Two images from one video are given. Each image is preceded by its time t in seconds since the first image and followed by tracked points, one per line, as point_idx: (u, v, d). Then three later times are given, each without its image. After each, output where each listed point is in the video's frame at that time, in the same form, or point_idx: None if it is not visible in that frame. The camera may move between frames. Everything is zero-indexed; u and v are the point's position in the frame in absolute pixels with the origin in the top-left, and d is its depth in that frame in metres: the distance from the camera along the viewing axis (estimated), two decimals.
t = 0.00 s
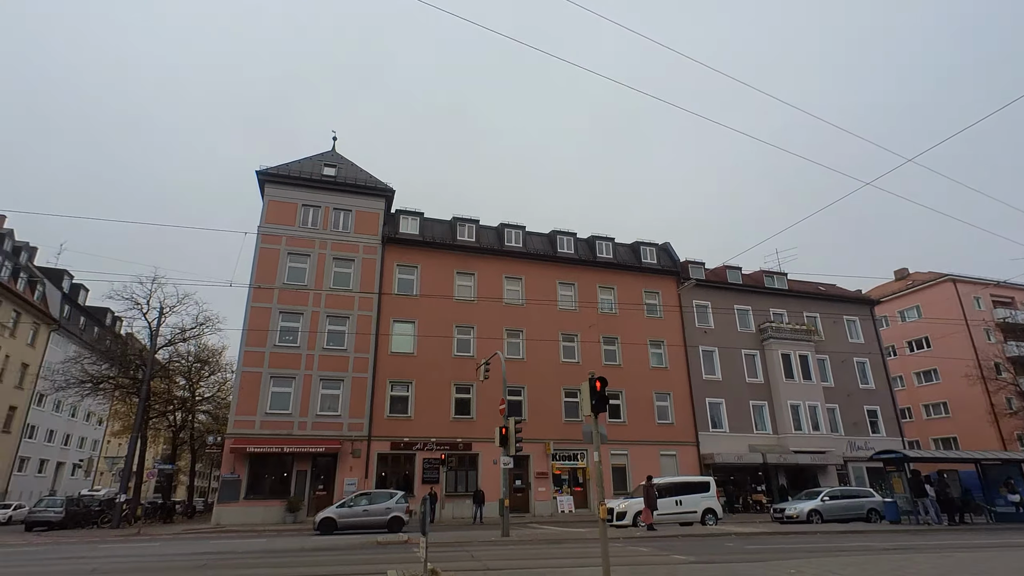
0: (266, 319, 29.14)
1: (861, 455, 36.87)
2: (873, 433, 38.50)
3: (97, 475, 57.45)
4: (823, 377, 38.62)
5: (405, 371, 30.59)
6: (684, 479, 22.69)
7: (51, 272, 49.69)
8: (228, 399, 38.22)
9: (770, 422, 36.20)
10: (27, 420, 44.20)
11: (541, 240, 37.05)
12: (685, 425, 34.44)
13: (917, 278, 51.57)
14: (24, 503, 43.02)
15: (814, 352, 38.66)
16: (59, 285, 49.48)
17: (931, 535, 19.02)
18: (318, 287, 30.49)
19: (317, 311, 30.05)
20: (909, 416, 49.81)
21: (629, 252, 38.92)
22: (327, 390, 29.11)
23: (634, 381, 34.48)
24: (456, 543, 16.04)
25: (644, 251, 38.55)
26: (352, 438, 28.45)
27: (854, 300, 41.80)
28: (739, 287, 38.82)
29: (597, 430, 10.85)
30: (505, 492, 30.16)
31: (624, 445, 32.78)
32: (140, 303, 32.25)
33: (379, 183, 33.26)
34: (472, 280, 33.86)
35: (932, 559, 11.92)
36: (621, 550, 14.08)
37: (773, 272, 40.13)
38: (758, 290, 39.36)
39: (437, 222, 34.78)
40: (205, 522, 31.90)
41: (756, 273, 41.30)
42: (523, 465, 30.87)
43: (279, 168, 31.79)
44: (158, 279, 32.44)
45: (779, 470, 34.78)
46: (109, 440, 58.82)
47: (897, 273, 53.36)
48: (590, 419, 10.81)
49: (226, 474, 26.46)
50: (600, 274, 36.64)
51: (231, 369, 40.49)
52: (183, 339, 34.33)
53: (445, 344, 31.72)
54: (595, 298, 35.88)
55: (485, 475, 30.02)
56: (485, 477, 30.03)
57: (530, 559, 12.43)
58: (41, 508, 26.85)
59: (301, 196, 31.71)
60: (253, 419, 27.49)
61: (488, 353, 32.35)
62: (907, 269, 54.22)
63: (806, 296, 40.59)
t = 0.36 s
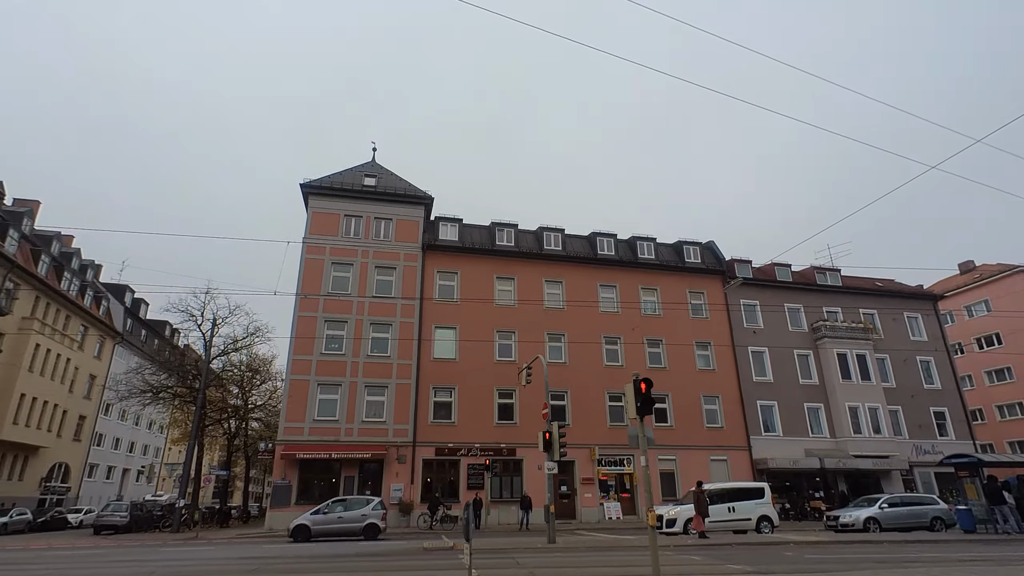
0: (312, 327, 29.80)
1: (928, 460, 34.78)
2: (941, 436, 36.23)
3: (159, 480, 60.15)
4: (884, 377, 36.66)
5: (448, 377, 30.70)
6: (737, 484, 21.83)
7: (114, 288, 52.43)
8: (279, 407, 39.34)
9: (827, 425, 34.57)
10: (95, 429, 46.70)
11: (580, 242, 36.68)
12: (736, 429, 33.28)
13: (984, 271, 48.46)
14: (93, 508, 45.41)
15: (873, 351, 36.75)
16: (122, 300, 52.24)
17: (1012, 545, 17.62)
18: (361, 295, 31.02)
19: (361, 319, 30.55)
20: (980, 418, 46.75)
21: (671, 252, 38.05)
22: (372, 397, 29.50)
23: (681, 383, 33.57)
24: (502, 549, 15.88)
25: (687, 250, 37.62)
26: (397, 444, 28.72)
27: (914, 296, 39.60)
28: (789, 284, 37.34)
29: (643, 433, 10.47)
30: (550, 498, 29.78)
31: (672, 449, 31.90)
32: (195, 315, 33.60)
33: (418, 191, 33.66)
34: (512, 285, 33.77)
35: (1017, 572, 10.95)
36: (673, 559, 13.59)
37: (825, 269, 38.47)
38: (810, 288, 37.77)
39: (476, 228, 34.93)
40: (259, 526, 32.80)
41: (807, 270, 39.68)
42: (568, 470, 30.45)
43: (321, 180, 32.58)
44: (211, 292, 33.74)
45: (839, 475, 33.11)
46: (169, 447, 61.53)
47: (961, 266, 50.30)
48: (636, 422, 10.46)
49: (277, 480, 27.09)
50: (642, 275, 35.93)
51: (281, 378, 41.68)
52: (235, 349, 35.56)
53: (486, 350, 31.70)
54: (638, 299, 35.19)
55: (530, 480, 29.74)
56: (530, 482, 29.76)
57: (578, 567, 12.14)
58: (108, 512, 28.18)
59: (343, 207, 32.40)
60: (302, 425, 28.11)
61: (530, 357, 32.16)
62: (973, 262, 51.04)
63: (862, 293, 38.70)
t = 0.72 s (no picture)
0: (340, 333, 30.13)
1: (975, 463, 33.28)
2: (990, 438, 34.63)
3: (197, 484, 61.74)
4: (926, 377, 35.25)
5: (475, 381, 30.66)
6: (771, 488, 21.19)
7: (151, 297, 54.02)
8: (309, 412, 39.89)
9: (867, 428, 33.39)
10: (135, 434, 48.15)
11: (606, 243, 36.33)
12: (770, 432, 32.41)
13: None
14: (134, 511, 46.79)
15: (914, 350, 35.39)
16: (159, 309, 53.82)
17: None
18: (388, 300, 31.25)
19: (388, 324, 30.76)
20: None
21: (700, 251, 37.37)
22: (400, 402, 29.66)
23: (712, 385, 32.87)
24: (532, 555, 15.67)
25: (716, 249, 36.90)
26: (425, 448, 28.79)
27: (957, 292, 38.01)
28: (823, 282, 36.26)
29: (672, 437, 10.19)
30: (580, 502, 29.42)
31: (704, 453, 31.22)
32: (227, 322, 34.34)
33: (442, 196, 33.81)
34: (537, 287, 33.61)
35: None
36: (707, 566, 13.21)
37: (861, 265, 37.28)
38: (845, 285, 36.62)
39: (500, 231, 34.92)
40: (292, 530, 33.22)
41: (841, 267, 38.51)
42: (597, 474, 30.05)
43: (347, 187, 33.00)
44: (242, 299, 34.45)
45: (880, 479, 31.91)
46: (206, 452, 63.12)
47: (1007, 260, 48.15)
48: (664, 425, 10.20)
49: (308, 484, 27.42)
50: (670, 276, 35.37)
51: (311, 383, 42.29)
52: (266, 355, 36.23)
53: (513, 353, 31.58)
54: (666, 300, 34.63)
55: (559, 484, 29.44)
56: (560, 486, 29.46)
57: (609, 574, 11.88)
58: (147, 516, 28.89)
59: (369, 213, 32.73)
60: (331, 430, 28.40)
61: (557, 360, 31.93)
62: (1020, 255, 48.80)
63: (901, 290, 37.34)
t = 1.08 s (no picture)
0: (358, 337, 30.32)
1: (1007, 467, 32.33)
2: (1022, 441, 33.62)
3: (219, 488, 62.63)
4: (954, 379, 34.38)
5: (492, 385, 30.62)
6: (795, 493, 20.82)
7: (174, 303, 54.97)
8: (328, 416, 40.22)
9: (893, 430, 32.63)
10: (158, 439, 48.91)
11: (623, 245, 36.13)
12: (792, 435, 31.84)
13: None
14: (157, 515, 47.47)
15: (941, 350, 34.54)
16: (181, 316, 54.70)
17: None
18: (404, 304, 31.39)
19: (405, 328, 30.89)
20: None
21: (718, 252, 36.96)
22: (417, 406, 29.73)
23: (732, 387, 32.42)
24: (552, 560, 15.53)
25: (734, 250, 36.46)
26: (443, 452, 28.80)
27: (985, 291, 37.06)
28: (846, 282, 35.62)
29: (693, 440, 10.05)
30: (599, 507, 29.15)
31: (724, 456, 30.76)
32: (247, 328, 34.80)
33: (457, 200, 33.93)
34: (553, 290, 33.50)
35: None
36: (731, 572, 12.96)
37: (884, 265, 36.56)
38: (868, 285, 35.92)
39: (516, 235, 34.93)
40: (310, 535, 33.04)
41: (864, 267, 37.82)
42: (616, 478, 29.76)
43: (364, 193, 33.26)
44: (262, 305, 34.92)
45: (907, 483, 31.14)
46: (227, 456, 64.03)
47: None
48: (685, 428, 10.08)
49: (327, 488, 27.56)
50: (688, 277, 35.02)
51: (330, 387, 42.65)
52: (286, 360, 36.63)
53: (530, 356, 31.48)
54: (684, 302, 34.28)
55: (578, 488, 29.21)
56: (578, 490, 29.23)
57: None
58: (171, 519, 29.26)
59: (385, 218, 32.96)
60: (350, 434, 28.56)
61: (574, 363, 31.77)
62: None
63: (926, 289, 36.51)
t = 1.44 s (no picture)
0: (371, 340, 30.46)
1: None
2: None
3: (234, 491, 63.20)
4: (975, 380, 33.73)
5: (505, 387, 30.58)
6: (813, 496, 20.54)
7: (189, 308, 55.59)
8: (342, 419, 40.41)
9: (913, 433, 32.08)
10: (175, 443, 49.46)
11: (635, 247, 35.97)
12: (809, 437, 31.43)
13: None
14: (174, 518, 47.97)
15: (961, 351, 33.91)
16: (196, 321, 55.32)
17: None
18: (417, 307, 31.48)
19: (418, 331, 30.97)
20: None
21: (731, 253, 36.66)
22: (431, 409, 29.77)
23: (747, 390, 32.09)
24: (568, 564, 15.41)
25: (748, 251, 36.13)
26: (457, 455, 28.80)
27: (1006, 290, 36.37)
28: (862, 282, 35.15)
29: (711, 443, 9.97)
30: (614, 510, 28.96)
31: (740, 460, 30.41)
32: (262, 332, 35.10)
33: (469, 203, 34.00)
34: (566, 293, 33.43)
35: None
36: None
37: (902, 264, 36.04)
38: (885, 285, 35.42)
39: (528, 238, 34.92)
40: (325, 535, 35.34)
41: (881, 267, 37.31)
42: (631, 481, 29.54)
43: (376, 197, 33.44)
44: (276, 309, 35.25)
45: (928, 487, 30.56)
46: (243, 460, 64.62)
47: None
48: (703, 431, 9.99)
49: (342, 491, 27.66)
50: (701, 279, 34.76)
51: (343, 391, 42.86)
52: (300, 364, 36.89)
53: (543, 359, 31.40)
54: (697, 303, 34.03)
55: (592, 492, 29.05)
56: (593, 494, 29.06)
57: None
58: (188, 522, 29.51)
59: (398, 222, 33.12)
60: (364, 437, 28.65)
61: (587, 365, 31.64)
62: None
63: (945, 289, 35.89)
